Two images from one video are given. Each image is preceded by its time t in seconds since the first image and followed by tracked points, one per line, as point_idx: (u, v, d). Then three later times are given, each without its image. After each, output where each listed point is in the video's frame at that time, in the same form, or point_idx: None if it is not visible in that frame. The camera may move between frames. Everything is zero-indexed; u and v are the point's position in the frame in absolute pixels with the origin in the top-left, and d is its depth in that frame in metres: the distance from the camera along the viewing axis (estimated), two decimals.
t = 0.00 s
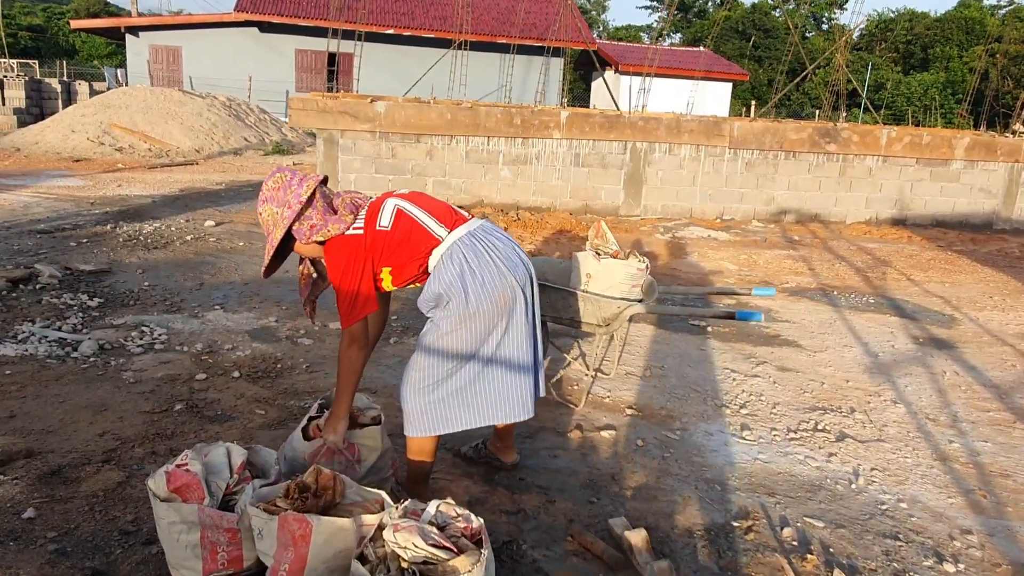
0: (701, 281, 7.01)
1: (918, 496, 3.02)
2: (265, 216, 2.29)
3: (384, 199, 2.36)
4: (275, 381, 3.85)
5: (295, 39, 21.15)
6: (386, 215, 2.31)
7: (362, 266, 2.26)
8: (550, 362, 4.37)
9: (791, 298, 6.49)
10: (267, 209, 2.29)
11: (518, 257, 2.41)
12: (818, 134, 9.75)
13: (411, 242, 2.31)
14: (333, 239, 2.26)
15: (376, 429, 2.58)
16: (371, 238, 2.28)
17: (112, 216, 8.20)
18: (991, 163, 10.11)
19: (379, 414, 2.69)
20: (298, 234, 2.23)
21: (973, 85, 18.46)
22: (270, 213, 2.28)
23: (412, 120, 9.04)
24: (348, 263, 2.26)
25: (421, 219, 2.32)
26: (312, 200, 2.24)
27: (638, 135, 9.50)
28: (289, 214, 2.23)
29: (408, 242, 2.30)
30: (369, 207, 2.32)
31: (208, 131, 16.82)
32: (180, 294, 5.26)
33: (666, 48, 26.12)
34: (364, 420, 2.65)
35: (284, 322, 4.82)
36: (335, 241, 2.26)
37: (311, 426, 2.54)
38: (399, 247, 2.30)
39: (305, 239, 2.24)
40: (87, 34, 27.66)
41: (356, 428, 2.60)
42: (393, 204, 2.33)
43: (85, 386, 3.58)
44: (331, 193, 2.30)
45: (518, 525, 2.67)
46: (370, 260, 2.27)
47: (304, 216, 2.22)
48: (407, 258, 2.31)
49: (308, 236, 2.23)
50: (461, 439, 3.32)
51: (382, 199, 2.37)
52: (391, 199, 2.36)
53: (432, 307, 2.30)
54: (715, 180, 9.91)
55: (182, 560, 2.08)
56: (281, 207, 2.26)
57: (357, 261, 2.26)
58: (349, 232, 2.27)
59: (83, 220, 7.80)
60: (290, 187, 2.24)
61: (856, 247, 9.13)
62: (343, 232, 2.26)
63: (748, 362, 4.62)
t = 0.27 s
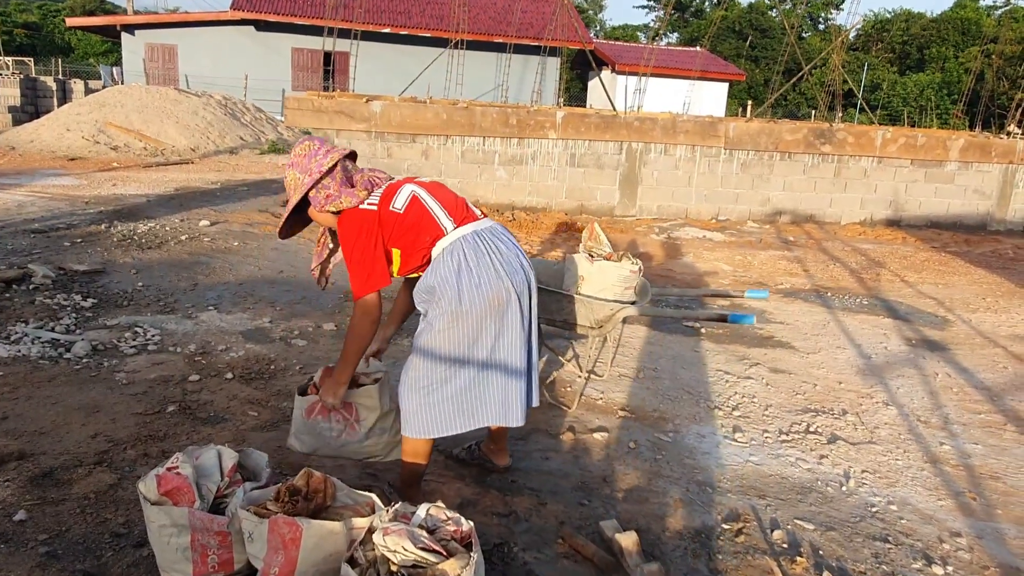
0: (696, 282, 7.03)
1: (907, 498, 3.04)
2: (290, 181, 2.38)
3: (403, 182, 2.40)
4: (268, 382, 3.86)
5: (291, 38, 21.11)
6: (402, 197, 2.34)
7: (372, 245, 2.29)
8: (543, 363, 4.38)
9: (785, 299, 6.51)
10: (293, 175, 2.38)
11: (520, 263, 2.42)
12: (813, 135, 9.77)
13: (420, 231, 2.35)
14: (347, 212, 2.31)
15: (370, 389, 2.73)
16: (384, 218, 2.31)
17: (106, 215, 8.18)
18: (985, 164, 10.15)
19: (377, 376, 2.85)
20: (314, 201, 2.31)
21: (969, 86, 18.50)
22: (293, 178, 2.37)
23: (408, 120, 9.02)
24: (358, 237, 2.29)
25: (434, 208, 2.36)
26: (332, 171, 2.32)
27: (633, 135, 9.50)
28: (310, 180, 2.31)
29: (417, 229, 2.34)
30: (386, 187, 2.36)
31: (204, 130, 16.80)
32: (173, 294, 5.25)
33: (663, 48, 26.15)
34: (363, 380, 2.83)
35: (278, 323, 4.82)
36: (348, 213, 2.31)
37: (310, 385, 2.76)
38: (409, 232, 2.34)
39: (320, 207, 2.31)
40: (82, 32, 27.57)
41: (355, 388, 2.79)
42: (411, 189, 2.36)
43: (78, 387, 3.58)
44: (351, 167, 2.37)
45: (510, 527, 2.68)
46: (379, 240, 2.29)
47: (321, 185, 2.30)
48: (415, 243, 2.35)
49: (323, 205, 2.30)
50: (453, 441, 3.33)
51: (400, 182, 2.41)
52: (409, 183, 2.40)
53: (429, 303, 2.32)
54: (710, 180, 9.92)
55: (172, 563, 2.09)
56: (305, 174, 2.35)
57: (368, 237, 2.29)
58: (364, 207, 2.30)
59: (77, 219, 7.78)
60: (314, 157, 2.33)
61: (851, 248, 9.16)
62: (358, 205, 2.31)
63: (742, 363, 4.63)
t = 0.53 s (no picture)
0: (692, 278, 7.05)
1: (897, 491, 3.06)
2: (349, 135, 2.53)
3: (435, 157, 2.45)
4: (263, 376, 3.87)
5: (289, 35, 21.08)
6: (425, 171, 2.40)
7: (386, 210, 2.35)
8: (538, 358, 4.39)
9: (780, 295, 6.53)
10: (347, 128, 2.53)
11: (520, 257, 2.44)
12: (810, 132, 9.78)
13: (433, 208, 2.40)
14: (373, 175, 2.40)
15: (386, 344, 2.79)
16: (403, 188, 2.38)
17: (102, 211, 8.18)
18: (981, 162, 10.18)
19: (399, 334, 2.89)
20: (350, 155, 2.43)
21: (966, 84, 18.53)
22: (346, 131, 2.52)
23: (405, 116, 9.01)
24: (374, 198, 2.36)
25: (453, 190, 2.40)
26: (373, 133, 2.40)
27: (630, 132, 9.52)
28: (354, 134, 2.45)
29: (431, 206, 2.39)
30: (415, 158, 2.43)
31: (201, 127, 16.79)
32: (169, 290, 5.27)
33: (661, 46, 26.15)
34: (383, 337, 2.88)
35: (274, 317, 4.84)
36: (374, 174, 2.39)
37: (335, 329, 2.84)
38: (422, 206, 2.40)
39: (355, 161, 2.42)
40: (80, 28, 27.50)
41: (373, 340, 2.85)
42: (437, 166, 2.41)
43: (72, 381, 3.59)
44: (393, 133, 2.43)
45: (501, 519, 2.70)
46: (395, 207, 2.36)
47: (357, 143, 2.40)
48: (428, 218, 2.41)
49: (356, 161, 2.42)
50: (446, 434, 3.34)
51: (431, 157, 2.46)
52: (439, 159, 2.45)
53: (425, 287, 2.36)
54: (707, 177, 9.94)
55: (165, 553, 2.11)
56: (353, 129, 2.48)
57: (383, 200, 2.35)
58: (388, 172, 2.38)
59: (73, 215, 7.78)
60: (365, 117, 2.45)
61: (846, 245, 9.18)
62: (384, 168, 2.39)
63: (735, 358, 4.65)
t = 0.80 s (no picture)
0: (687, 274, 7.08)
1: (885, 481, 3.10)
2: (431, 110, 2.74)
3: (474, 140, 2.55)
4: (258, 370, 3.90)
5: (285, 32, 21.06)
6: (458, 150, 2.50)
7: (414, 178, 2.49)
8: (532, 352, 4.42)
9: (774, 290, 6.57)
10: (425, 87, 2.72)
11: (527, 255, 2.52)
12: (804, 128, 9.81)
13: (454, 189, 2.50)
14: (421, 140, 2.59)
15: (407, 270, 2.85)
16: (434, 162, 2.50)
17: (98, 208, 8.19)
18: (976, 157, 10.22)
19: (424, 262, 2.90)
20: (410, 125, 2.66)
21: (963, 80, 18.57)
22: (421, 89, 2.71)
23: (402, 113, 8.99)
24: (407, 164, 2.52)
25: (478, 174, 2.49)
26: (429, 104, 2.58)
27: (626, 128, 9.54)
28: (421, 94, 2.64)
29: (454, 187, 2.49)
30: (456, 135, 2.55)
31: (197, 124, 16.78)
32: (165, 286, 5.28)
33: (658, 42, 26.16)
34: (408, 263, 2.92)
35: (269, 313, 4.86)
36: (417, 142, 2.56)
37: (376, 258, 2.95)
38: (446, 183, 2.50)
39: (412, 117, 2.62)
40: (76, 25, 27.44)
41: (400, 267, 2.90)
42: (471, 150, 2.51)
43: (68, 375, 3.61)
44: (447, 108, 2.57)
45: (493, 510, 2.73)
46: (426, 178, 2.49)
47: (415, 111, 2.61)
48: (450, 196, 2.51)
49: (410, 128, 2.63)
50: (440, 427, 3.37)
51: (472, 139, 2.56)
52: (477, 143, 2.55)
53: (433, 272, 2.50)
54: (702, 173, 9.97)
55: (159, 542, 2.14)
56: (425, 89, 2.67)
57: (412, 165, 2.49)
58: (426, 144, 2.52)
59: (69, 212, 7.79)
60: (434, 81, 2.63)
61: (841, 240, 9.22)
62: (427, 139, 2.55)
63: (728, 352, 4.69)
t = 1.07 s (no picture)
0: (682, 269, 7.11)
1: (876, 472, 3.13)
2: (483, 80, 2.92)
3: (494, 129, 2.72)
4: (254, 366, 3.92)
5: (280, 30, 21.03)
6: (473, 139, 2.70)
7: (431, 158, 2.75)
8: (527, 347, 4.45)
9: (769, 285, 6.60)
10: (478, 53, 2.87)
11: (512, 249, 2.75)
12: (799, 124, 9.84)
13: (463, 176, 2.75)
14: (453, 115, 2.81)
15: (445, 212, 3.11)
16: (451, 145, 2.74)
17: (95, 206, 8.21)
18: (970, 152, 10.25)
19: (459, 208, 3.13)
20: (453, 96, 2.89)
21: (959, 75, 18.59)
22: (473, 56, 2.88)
23: (397, 110, 8.99)
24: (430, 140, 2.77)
25: (484, 168, 2.72)
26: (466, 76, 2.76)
27: (621, 125, 9.55)
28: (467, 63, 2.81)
29: (462, 175, 2.75)
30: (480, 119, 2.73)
31: (193, 122, 16.78)
32: (162, 284, 5.30)
33: (654, 38, 26.16)
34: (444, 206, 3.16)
35: (265, 310, 4.88)
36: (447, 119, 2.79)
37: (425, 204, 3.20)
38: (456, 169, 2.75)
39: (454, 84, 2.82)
40: (71, 24, 27.38)
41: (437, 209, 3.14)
42: (485, 140, 2.69)
43: (65, 373, 3.63)
44: (478, 83, 2.74)
45: (488, 502, 2.75)
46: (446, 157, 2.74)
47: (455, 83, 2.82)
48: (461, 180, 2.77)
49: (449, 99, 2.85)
50: (435, 421, 3.39)
51: (494, 126, 2.74)
52: (495, 132, 2.72)
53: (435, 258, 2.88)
54: (697, 169, 10.00)
55: (156, 535, 2.17)
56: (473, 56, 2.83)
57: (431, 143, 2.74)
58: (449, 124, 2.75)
59: (65, 211, 7.79)
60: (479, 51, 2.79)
61: (836, 235, 9.25)
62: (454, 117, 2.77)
63: (722, 346, 4.72)
